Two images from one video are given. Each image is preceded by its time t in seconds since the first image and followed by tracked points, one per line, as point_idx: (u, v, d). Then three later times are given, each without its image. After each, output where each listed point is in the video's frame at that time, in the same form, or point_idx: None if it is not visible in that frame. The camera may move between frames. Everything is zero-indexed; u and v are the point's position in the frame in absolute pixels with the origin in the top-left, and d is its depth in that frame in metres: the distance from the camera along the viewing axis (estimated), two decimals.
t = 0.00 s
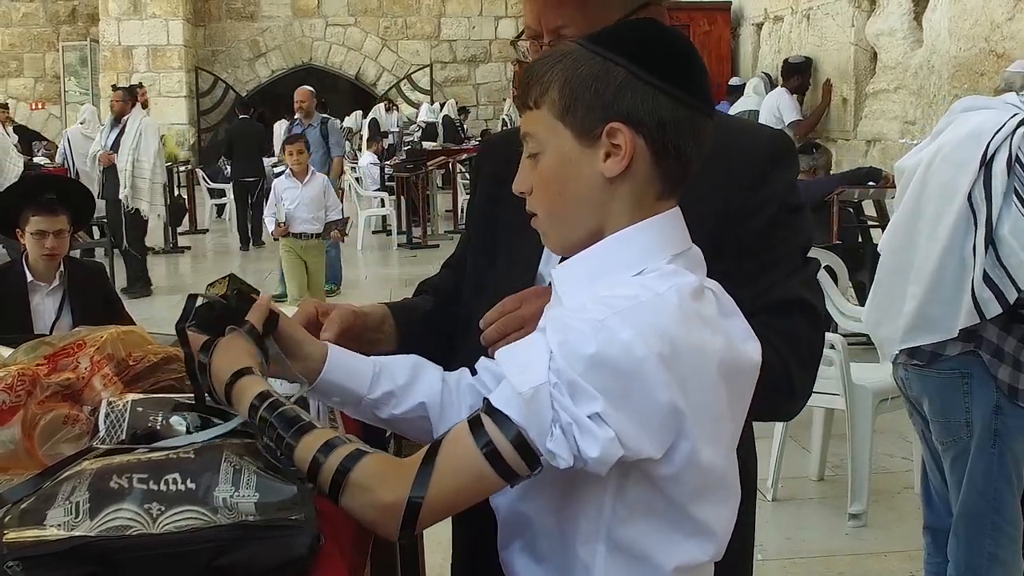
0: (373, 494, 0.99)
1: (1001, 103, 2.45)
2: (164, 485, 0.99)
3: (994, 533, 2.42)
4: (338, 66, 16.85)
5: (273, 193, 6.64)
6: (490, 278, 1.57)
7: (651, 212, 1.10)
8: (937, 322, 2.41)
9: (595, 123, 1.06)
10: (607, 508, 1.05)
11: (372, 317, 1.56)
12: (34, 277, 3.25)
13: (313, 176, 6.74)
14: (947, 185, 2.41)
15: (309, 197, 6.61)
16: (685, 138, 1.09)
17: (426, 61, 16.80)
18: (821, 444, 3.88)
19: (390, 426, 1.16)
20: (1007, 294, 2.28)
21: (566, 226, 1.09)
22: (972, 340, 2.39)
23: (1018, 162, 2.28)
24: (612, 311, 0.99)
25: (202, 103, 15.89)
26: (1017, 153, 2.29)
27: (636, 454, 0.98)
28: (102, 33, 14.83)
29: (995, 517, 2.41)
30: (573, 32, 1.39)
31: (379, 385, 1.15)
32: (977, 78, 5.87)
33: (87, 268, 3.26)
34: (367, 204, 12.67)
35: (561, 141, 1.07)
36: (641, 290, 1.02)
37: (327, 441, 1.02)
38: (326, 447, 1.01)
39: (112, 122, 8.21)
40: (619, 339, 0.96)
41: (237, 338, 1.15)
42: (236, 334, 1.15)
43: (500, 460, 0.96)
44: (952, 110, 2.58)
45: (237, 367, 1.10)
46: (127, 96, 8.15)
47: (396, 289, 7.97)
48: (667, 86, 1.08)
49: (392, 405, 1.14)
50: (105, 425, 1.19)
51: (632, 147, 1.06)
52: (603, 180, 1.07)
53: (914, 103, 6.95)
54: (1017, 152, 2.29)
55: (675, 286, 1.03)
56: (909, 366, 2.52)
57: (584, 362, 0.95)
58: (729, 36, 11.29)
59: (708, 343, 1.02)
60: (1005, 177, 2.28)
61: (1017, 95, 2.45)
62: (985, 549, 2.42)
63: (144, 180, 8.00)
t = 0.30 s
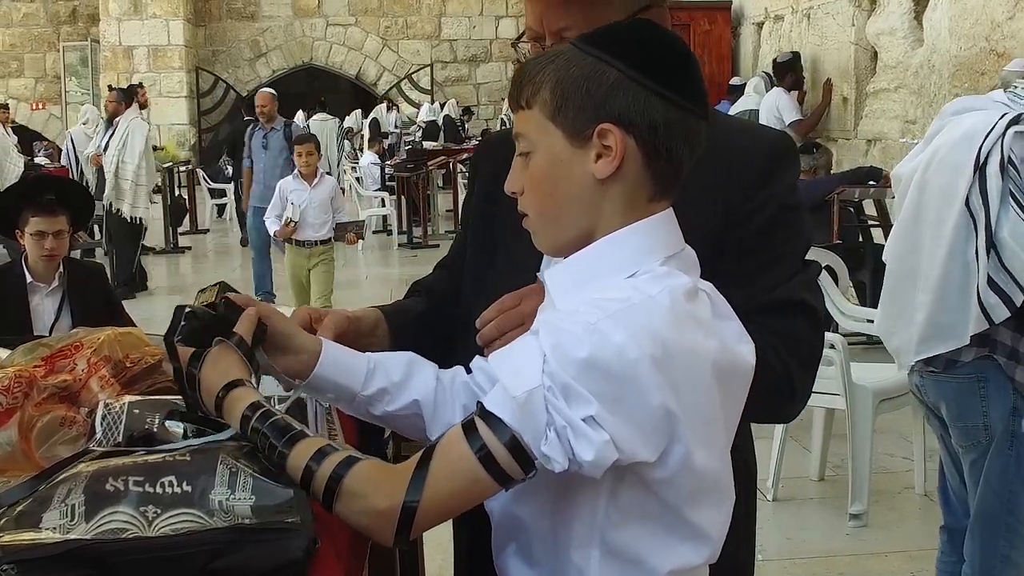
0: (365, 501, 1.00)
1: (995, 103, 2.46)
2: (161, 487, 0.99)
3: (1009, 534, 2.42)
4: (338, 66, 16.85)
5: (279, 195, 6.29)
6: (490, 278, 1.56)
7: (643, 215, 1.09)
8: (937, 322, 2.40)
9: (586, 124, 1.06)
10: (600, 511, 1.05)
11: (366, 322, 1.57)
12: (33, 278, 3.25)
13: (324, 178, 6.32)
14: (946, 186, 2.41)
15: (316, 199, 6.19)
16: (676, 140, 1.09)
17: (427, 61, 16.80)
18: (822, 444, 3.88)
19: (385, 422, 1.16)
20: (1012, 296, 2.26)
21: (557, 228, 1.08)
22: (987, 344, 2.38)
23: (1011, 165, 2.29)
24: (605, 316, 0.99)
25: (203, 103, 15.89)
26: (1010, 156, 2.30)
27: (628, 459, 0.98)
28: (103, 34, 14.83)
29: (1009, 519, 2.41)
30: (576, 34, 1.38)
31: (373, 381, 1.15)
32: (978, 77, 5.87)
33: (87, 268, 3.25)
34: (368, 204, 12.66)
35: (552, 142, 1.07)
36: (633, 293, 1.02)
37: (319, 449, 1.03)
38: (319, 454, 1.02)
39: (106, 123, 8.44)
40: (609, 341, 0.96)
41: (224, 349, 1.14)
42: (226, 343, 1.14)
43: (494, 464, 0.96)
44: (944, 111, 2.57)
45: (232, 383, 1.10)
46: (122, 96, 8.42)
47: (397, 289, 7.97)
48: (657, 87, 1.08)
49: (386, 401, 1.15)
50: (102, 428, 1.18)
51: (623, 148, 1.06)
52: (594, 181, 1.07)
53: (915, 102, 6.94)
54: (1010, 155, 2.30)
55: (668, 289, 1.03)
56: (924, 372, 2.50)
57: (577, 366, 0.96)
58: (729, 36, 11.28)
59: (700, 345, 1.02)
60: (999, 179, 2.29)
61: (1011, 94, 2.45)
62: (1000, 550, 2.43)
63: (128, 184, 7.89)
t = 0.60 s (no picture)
0: (367, 505, 1.01)
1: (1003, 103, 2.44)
2: (158, 490, 0.98)
3: (1001, 534, 2.41)
4: (339, 66, 16.86)
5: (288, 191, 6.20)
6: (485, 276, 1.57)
7: (640, 216, 1.09)
8: (937, 319, 2.40)
9: (582, 125, 1.05)
10: (598, 513, 1.05)
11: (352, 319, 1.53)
12: (33, 278, 3.25)
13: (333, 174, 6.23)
14: (951, 186, 2.40)
15: (328, 199, 6.12)
16: (674, 141, 1.09)
17: (428, 60, 16.80)
18: (823, 444, 3.87)
19: (386, 420, 1.17)
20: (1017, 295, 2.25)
21: (554, 230, 1.08)
22: (982, 342, 2.38)
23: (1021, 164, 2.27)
24: (602, 318, 0.99)
25: (203, 103, 15.89)
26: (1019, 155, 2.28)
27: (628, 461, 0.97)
28: (104, 34, 14.82)
29: (1003, 520, 2.39)
30: (569, 33, 1.38)
31: (373, 377, 1.14)
32: (979, 76, 5.86)
33: (87, 269, 3.25)
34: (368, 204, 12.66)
35: (548, 144, 1.06)
36: (631, 295, 1.02)
37: (320, 454, 1.04)
38: (320, 459, 1.03)
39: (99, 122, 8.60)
40: (607, 343, 0.96)
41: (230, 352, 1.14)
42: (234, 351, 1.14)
43: (493, 468, 0.97)
44: (955, 110, 2.56)
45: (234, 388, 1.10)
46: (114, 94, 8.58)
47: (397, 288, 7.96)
48: (655, 89, 1.07)
49: (386, 398, 1.14)
50: (100, 429, 1.18)
51: (620, 150, 1.05)
52: (591, 183, 1.06)
53: (916, 102, 6.93)
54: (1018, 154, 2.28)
55: (666, 290, 1.02)
56: (919, 368, 2.52)
57: (575, 369, 0.96)
58: (730, 35, 11.27)
59: (698, 347, 1.01)
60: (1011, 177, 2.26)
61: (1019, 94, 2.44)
62: (994, 551, 2.42)
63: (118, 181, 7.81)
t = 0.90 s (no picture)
0: (367, 508, 1.01)
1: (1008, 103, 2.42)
2: (156, 491, 0.98)
3: (1004, 533, 2.41)
4: (339, 66, 16.86)
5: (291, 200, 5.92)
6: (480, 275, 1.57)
7: (637, 216, 1.09)
8: (939, 319, 2.40)
9: (577, 127, 1.05)
10: (599, 513, 1.04)
11: (325, 311, 1.53)
12: (33, 279, 3.25)
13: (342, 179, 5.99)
14: (953, 186, 2.39)
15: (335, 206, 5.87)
16: (669, 141, 1.09)
17: (428, 60, 16.80)
18: (823, 443, 3.87)
19: (381, 420, 1.16)
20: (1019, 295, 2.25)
21: (550, 232, 1.08)
22: (982, 342, 2.38)
23: None
24: (600, 317, 0.99)
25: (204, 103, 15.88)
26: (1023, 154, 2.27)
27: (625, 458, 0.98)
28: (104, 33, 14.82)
29: (1005, 518, 2.40)
30: (540, 31, 1.41)
31: (365, 377, 1.14)
32: (980, 76, 5.86)
33: (87, 270, 3.24)
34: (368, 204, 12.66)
35: (544, 147, 1.06)
36: (629, 295, 1.02)
37: (324, 454, 1.04)
38: (324, 457, 1.03)
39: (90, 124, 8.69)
40: (607, 342, 0.96)
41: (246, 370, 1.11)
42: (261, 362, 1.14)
43: (494, 467, 0.97)
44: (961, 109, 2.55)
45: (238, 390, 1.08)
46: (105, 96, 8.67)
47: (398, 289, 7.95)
48: (649, 89, 1.07)
49: (378, 397, 1.14)
50: (98, 429, 1.17)
51: (616, 151, 1.05)
52: (587, 185, 1.06)
53: (916, 101, 6.93)
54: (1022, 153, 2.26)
55: (664, 290, 1.03)
56: (919, 368, 2.52)
57: (575, 367, 0.96)
58: (730, 35, 11.27)
59: (698, 346, 1.02)
60: (1014, 178, 2.25)
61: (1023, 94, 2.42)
62: (995, 551, 2.42)
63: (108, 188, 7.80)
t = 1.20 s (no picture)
0: (361, 497, 0.99)
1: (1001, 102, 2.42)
2: (154, 492, 0.99)
3: (1009, 534, 2.41)
4: (339, 67, 16.85)
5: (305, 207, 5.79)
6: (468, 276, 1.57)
7: (632, 215, 1.09)
8: (940, 319, 2.41)
9: (572, 128, 1.05)
10: (598, 510, 1.05)
11: (303, 296, 1.51)
12: (33, 279, 3.25)
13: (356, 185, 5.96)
14: (949, 187, 2.39)
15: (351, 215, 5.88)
16: (663, 140, 1.09)
17: (428, 61, 16.80)
18: (823, 443, 3.87)
19: (373, 443, 1.15)
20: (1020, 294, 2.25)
21: (548, 231, 1.08)
22: (992, 344, 2.38)
23: (1018, 163, 2.25)
24: (600, 313, 0.99)
25: (204, 104, 15.89)
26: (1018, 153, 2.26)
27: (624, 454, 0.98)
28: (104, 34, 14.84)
29: (1011, 519, 2.39)
30: (507, 33, 1.46)
31: (356, 400, 1.13)
32: (980, 76, 5.87)
33: (86, 271, 3.24)
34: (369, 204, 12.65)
35: (539, 148, 1.06)
36: (628, 292, 1.02)
37: (321, 442, 1.01)
38: (324, 443, 1.01)
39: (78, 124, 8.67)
40: (604, 338, 0.97)
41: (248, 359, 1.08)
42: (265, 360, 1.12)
43: (495, 462, 0.96)
44: (948, 112, 2.55)
45: (238, 374, 1.06)
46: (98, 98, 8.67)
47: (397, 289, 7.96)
48: (643, 90, 1.08)
49: (371, 419, 1.13)
50: (97, 430, 1.17)
51: (609, 152, 1.06)
52: (583, 186, 1.07)
53: (916, 101, 6.93)
54: (1017, 152, 2.25)
55: (663, 286, 1.03)
56: (928, 372, 2.51)
57: (577, 364, 0.96)
58: (731, 35, 11.27)
59: (695, 344, 1.02)
60: (1005, 178, 2.25)
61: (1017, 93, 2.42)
62: (1000, 550, 2.43)
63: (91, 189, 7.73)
